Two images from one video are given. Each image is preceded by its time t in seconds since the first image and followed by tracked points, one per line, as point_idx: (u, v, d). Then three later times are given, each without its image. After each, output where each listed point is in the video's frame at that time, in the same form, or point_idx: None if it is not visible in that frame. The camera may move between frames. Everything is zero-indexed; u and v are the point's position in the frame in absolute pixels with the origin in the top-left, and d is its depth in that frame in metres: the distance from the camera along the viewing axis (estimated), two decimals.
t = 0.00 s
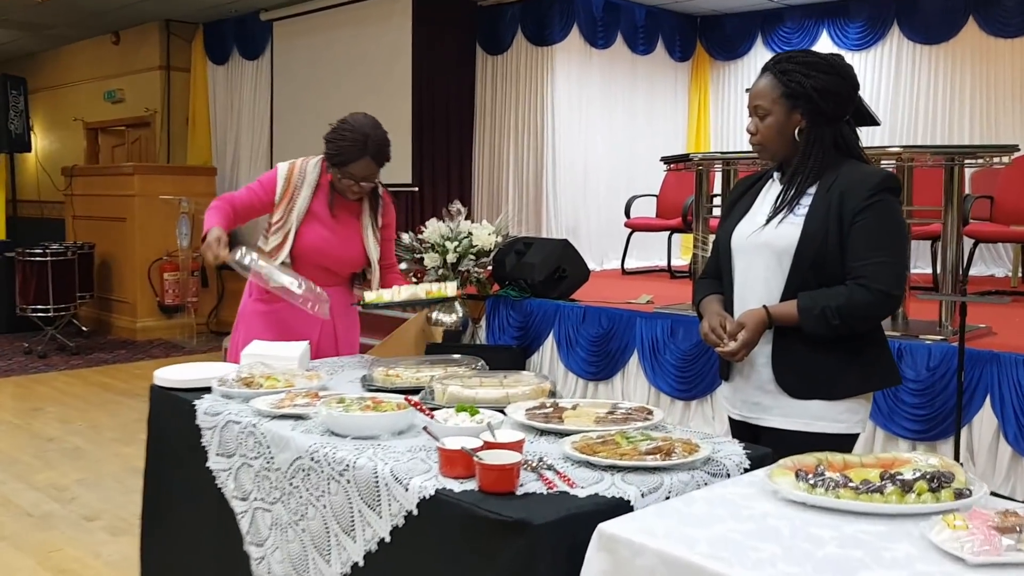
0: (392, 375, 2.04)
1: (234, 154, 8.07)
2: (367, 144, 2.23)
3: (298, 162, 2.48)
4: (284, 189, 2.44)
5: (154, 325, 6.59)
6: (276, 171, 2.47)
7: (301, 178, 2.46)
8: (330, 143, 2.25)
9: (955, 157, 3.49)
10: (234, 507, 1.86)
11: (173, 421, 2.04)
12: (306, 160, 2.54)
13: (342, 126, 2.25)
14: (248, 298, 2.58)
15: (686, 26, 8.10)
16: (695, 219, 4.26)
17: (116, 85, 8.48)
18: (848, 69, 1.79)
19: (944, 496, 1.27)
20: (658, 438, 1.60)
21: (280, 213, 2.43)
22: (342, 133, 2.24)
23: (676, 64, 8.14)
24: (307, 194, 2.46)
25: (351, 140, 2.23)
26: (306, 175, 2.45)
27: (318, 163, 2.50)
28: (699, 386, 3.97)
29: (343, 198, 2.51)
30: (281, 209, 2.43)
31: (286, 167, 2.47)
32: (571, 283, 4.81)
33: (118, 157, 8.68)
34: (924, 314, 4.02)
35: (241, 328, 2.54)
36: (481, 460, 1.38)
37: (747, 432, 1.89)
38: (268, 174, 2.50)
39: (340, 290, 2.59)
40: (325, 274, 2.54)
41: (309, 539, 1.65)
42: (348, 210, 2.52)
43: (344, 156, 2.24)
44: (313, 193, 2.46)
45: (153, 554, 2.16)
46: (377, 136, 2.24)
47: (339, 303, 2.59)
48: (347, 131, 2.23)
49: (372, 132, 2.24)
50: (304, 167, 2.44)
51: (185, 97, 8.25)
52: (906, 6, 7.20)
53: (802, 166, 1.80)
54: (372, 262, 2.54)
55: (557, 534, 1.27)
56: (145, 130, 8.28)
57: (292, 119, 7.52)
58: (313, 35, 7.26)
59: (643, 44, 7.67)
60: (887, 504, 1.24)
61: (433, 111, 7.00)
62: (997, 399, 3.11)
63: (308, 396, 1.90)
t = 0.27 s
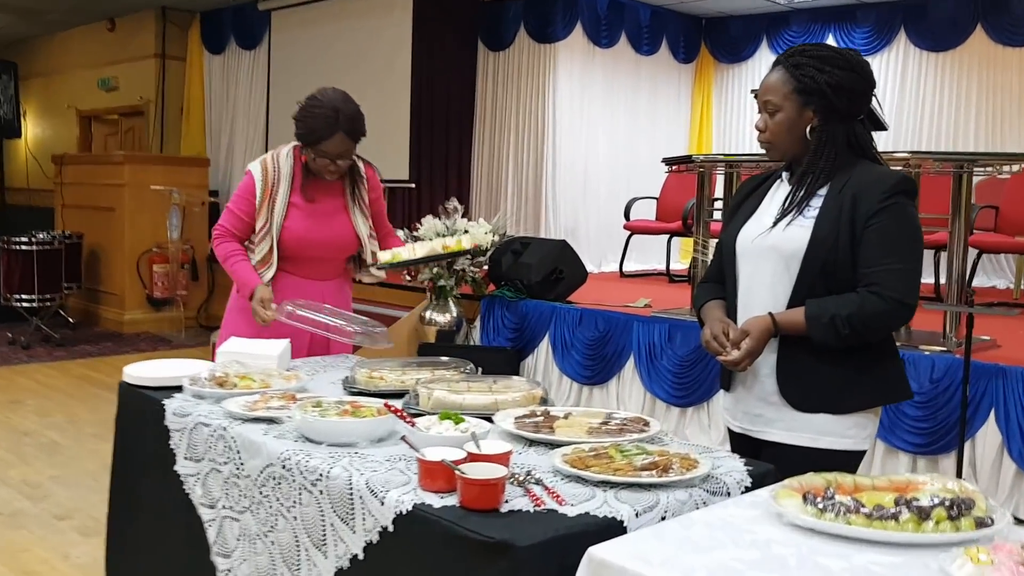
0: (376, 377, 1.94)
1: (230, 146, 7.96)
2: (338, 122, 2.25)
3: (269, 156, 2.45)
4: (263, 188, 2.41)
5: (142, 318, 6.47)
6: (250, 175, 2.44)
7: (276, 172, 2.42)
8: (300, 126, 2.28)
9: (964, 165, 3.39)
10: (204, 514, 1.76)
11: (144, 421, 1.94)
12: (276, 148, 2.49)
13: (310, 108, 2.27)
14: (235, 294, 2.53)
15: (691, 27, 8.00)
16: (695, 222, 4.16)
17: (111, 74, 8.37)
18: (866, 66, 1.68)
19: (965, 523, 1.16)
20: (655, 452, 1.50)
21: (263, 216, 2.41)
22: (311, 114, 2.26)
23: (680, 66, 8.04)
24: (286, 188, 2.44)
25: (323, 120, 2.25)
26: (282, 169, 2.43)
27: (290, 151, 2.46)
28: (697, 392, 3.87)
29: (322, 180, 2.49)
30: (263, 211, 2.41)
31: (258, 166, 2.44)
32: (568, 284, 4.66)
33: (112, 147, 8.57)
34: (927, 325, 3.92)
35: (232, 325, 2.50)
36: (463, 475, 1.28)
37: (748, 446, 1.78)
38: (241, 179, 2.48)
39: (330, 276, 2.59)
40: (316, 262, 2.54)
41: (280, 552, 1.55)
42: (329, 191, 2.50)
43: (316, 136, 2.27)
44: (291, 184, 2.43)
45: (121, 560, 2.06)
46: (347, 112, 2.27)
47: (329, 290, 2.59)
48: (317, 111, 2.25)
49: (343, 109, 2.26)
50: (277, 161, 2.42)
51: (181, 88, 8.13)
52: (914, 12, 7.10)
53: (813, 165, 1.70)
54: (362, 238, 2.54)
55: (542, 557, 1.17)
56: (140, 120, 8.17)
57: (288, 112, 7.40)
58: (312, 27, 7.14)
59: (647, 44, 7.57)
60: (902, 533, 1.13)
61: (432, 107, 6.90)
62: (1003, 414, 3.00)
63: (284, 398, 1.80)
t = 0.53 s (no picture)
0: (358, 382, 1.84)
1: (224, 136, 7.85)
2: (318, 109, 2.08)
3: (249, 153, 2.20)
4: (251, 190, 2.17)
5: (132, 309, 6.37)
6: (233, 180, 2.19)
7: (261, 170, 2.18)
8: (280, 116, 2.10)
9: (973, 166, 3.28)
10: (171, 525, 1.66)
11: (112, 424, 1.84)
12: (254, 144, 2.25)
13: (288, 96, 2.09)
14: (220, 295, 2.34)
15: (694, 21, 7.89)
16: (696, 220, 4.05)
17: (105, 61, 8.26)
18: (882, 62, 1.57)
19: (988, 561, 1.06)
20: (650, 469, 1.40)
21: (258, 218, 2.18)
22: (289, 102, 2.09)
23: (681, 61, 7.93)
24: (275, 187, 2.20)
25: (302, 108, 2.08)
26: (267, 167, 2.19)
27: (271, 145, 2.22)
28: (694, 396, 3.79)
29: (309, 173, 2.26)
30: (257, 212, 2.17)
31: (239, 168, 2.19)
32: (564, 282, 4.58)
33: (106, 135, 8.46)
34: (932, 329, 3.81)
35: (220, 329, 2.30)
36: (441, 496, 1.18)
37: (750, 461, 1.68)
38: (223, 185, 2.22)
39: (322, 271, 2.37)
40: (308, 258, 2.32)
41: (249, 570, 1.46)
42: (317, 185, 2.28)
43: (298, 126, 2.09)
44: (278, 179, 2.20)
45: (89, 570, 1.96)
46: (328, 98, 2.10)
47: (320, 284, 2.37)
48: (294, 99, 2.08)
49: (323, 95, 2.10)
50: (261, 158, 2.17)
51: (176, 76, 8.01)
52: (921, 9, 6.99)
53: (822, 167, 1.59)
54: (356, 231, 2.32)
55: None
56: (134, 108, 8.06)
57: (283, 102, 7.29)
58: (307, 15, 7.02)
59: (648, 38, 7.46)
60: (918, 571, 1.03)
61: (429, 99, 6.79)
62: (1010, 425, 2.91)
63: (259, 403, 1.70)
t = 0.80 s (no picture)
0: (359, 387, 1.74)
1: (242, 131, 7.79)
2: (331, 101, 1.97)
3: (257, 145, 2.08)
4: (257, 184, 2.05)
5: (150, 304, 6.31)
6: (239, 172, 2.07)
7: (269, 162, 2.07)
8: (291, 107, 1.99)
9: (1014, 164, 3.12)
10: (159, 537, 1.55)
11: (102, 428, 1.73)
12: (263, 136, 2.13)
13: (300, 86, 1.98)
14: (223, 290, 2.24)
15: (719, 17, 7.72)
16: (721, 220, 3.91)
17: (125, 56, 8.23)
18: (927, 47, 1.44)
19: None
20: (671, 489, 1.27)
21: (264, 212, 2.06)
22: (301, 93, 1.98)
23: (706, 57, 7.78)
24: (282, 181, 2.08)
25: (314, 99, 1.96)
26: (275, 159, 2.07)
27: (281, 138, 2.11)
28: (716, 404, 3.66)
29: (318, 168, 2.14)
30: (263, 206, 2.05)
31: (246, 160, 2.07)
32: (582, 282, 4.46)
33: (125, 130, 8.43)
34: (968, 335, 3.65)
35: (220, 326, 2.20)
36: (436, 519, 1.06)
37: (776, 479, 1.56)
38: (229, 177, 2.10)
39: (329, 270, 2.25)
40: (313, 256, 2.20)
41: None
42: (326, 180, 2.16)
43: (308, 117, 1.98)
44: (287, 173, 2.08)
45: None
46: (340, 90, 1.99)
47: (326, 283, 2.25)
48: (306, 90, 1.97)
49: (335, 87, 1.98)
50: (270, 150, 2.06)
51: (196, 70, 7.96)
52: (955, 5, 6.80)
53: (861, 161, 1.47)
54: (364, 229, 2.20)
55: None
56: (153, 103, 8.03)
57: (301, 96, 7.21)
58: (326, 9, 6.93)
59: (672, 34, 7.31)
60: None
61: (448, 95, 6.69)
62: None
63: (253, 408, 1.59)
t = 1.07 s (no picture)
0: (393, 389, 1.66)
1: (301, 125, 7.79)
2: (372, 88, 1.87)
3: (296, 133, 2.00)
4: (295, 174, 1.96)
5: (206, 297, 6.34)
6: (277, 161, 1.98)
7: (308, 152, 1.98)
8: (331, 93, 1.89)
9: None
10: (179, 542, 1.47)
11: (128, 425, 1.66)
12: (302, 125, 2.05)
13: (341, 73, 1.88)
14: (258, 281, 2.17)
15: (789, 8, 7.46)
16: (790, 219, 3.73)
17: (188, 51, 8.30)
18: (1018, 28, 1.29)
19: None
20: (722, 514, 1.15)
21: (302, 202, 1.97)
22: (340, 79, 1.88)
23: (776, 50, 7.53)
24: (321, 172, 1.99)
25: (354, 85, 1.86)
26: (314, 150, 1.98)
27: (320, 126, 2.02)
28: (782, 412, 3.51)
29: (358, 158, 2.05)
30: (301, 197, 1.97)
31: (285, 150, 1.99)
32: (639, 282, 4.30)
33: (188, 124, 8.51)
34: None
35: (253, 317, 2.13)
36: (456, 543, 0.96)
37: (844, 501, 1.43)
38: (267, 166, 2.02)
39: (367, 263, 2.17)
40: (352, 248, 2.11)
41: None
42: (366, 171, 2.07)
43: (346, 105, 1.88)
44: (326, 163, 1.99)
45: None
46: (383, 77, 1.88)
47: (366, 276, 2.17)
48: (347, 76, 1.87)
49: (377, 74, 1.88)
50: (309, 140, 1.97)
51: (256, 64, 7.99)
52: None
53: (945, 156, 1.32)
54: (404, 224, 2.11)
55: None
56: (214, 97, 8.08)
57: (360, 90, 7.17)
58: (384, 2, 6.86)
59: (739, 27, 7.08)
60: None
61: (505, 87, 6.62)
62: None
63: (278, 409, 1.50)
